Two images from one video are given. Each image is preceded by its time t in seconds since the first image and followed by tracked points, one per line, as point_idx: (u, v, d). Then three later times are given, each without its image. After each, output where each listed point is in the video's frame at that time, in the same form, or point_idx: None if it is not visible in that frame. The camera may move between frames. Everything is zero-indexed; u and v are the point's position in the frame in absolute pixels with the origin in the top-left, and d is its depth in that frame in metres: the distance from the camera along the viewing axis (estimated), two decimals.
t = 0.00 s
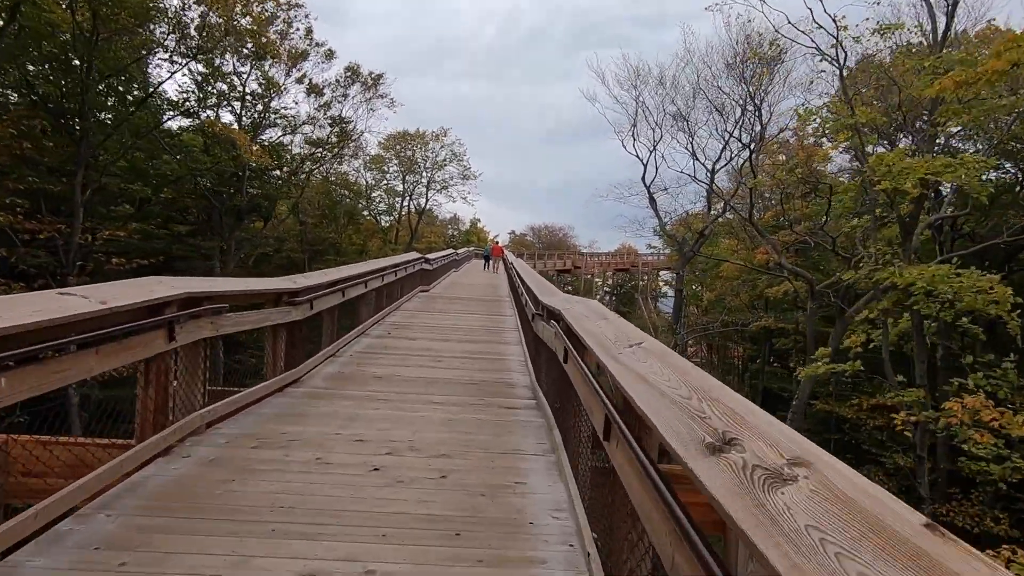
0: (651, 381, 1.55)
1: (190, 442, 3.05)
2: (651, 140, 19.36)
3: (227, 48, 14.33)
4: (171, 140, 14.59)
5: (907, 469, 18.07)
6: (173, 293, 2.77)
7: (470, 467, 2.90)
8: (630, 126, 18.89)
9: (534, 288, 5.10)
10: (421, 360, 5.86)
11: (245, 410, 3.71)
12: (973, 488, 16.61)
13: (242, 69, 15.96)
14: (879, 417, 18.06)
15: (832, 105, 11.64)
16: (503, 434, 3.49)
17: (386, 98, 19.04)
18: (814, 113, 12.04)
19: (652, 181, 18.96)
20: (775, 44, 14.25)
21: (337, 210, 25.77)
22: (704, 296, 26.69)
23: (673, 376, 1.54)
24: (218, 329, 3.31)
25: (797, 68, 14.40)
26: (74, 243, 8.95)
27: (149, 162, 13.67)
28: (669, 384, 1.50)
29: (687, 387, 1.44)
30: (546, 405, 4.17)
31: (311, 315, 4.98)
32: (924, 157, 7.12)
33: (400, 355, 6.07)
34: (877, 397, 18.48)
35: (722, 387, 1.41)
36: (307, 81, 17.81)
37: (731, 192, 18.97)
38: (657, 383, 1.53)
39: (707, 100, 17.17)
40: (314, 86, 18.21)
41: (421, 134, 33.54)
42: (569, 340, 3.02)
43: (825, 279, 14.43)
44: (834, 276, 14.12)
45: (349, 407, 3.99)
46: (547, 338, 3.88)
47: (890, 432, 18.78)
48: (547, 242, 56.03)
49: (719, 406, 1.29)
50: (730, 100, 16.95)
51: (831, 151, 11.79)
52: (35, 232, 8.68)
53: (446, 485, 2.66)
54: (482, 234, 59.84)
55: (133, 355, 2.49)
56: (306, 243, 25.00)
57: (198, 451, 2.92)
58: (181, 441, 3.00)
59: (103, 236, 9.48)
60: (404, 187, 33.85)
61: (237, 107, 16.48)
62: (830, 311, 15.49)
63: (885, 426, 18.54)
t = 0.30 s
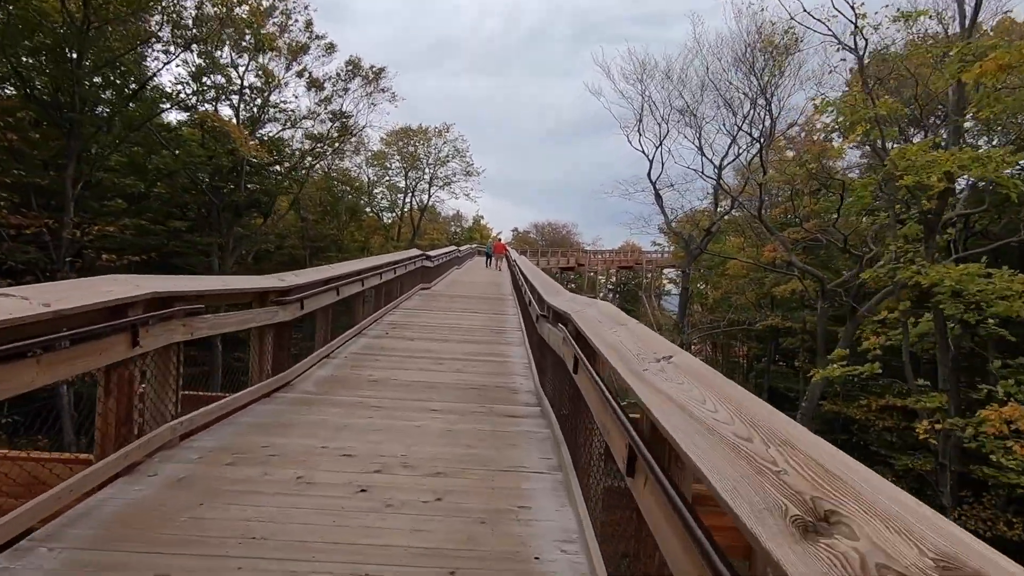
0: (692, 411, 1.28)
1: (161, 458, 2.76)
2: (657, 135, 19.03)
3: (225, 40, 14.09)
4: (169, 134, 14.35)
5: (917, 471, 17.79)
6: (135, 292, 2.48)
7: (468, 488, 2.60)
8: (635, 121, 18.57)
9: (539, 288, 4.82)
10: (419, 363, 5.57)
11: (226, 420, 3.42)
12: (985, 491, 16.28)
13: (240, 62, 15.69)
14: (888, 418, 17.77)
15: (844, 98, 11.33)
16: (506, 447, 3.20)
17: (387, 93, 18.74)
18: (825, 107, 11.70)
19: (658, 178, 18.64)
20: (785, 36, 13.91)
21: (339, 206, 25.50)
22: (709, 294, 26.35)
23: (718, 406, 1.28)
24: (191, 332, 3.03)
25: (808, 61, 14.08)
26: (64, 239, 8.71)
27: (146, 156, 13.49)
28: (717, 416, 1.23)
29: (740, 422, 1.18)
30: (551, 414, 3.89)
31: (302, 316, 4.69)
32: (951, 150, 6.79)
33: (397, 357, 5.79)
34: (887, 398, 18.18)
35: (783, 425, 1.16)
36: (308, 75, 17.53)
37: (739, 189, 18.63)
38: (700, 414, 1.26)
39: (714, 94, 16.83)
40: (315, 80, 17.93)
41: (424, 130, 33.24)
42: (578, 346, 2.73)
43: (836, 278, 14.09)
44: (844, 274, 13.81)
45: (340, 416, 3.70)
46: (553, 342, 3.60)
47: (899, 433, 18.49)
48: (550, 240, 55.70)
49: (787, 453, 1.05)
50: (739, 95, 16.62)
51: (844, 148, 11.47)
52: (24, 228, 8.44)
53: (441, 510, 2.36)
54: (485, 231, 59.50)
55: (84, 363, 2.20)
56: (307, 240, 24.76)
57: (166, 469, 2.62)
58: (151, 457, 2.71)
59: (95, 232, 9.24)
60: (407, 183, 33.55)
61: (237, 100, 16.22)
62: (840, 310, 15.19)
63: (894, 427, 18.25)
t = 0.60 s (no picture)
0: (781, 482, 0.93)
1: (118, 488, 2.42)
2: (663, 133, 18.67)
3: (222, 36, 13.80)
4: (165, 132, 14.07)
5: (929, 476, 17.41)
6: (82, 302, 2.14)
7: (469, 527, 2.25)
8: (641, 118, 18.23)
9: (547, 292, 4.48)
10: (418, 371, 5.22)
11: (201, 440, 3.09)
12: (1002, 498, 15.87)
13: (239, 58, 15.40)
14: (900, 422, 17.40)
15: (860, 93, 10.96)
16: (511, 475, 2.84)
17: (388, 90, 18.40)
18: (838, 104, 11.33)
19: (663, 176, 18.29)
20: (796, 31, 13.54)
21: (341, 205, 25.22)
22: (716, 295, 25.96)
23: (816, 472, 0.94)
24: (157, 344, 2.70)
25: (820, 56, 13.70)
26: (54, 240, 8.46)
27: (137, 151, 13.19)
28: (819, 493, 0.89)
29: (858, 504, 0.84)
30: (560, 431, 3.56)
31: (290, 322, 4.35)
32: (983, 144, 6.41)
33: (394, 364, 5.45)
34: (899, 401, 17.80)
35: (922, 513, 0.82)
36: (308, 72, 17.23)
37: (748, 188, 18.24)
38: (794, 488, 0.91)
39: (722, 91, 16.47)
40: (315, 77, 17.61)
41: (426, 129, 32.91)
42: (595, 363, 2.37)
43: (850, 280, 13.71)
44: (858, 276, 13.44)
45: (328, 434, 3.36)
46: (563, 354, 3.25)
47: (911, 437, 18.11)
48: (554, 239, 55.32)
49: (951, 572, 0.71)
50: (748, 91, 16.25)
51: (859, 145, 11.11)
52: (11, 228, 8.17)
53: (435, 559, 2.02)
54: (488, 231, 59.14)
55: (21, 383, 1.87)
56: (308, 240, 24.49)
57: (120, 504, 2.28)
58: (106, 487, 2.38)
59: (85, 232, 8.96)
60: (409, 182, 33.21)
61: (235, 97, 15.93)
62: (852, 312, 14.82)
63: (906, 431, 17.86)
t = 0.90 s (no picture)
0: None
1: (60, 518, 2.11)
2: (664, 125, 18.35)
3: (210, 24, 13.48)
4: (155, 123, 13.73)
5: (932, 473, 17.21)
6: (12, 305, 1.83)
7: (462, 565, 1.95)
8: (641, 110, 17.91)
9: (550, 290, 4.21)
10: (412, 372, 4.93)
11: (166, 456, 2.78)
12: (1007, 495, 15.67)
13: (230, 48, 15.06)
14: (904, 419, 17.18)
15: (867, 83, 10.66)
16: (510, 498, 2.54)
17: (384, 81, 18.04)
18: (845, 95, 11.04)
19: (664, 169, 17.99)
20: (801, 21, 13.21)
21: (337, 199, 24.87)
22: (717, 290, 25.69)
23: None
24: (111, 352, 2.37)
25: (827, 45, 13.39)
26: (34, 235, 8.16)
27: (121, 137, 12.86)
28: None
29: None
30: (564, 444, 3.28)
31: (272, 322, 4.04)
32: (1007, 133, 6.11)
33: (386, 365, 5.15)
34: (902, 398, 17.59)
35: None
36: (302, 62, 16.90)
37: (750, 181, 17.93)
38: None
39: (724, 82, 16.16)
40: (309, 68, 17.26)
41: (423, 122, 32.52)
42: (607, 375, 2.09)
43: (856, 275, 13.43)
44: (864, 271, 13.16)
45: (309, 448, 3.06)
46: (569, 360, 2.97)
47: (914, 434, 17.90)
48: (553, 234, 55.00)
49: None
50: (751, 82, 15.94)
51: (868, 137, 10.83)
52: None
53: None
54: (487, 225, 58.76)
55: None
56: (304, 234, 24.15)
57: (60, 538, 1.97)
58: (43, 519, 2.05)
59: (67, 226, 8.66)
60: (406, 176, 32.83)
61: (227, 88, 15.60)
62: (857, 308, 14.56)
63: (909, 428, 17.65)
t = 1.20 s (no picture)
0: None
1: None
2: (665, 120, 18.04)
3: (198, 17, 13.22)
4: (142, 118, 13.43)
5: (940, 473, 16.93)
6: None
7: None
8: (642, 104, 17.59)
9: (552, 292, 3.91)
10: (404, 380, 4.59)
11: (114, 486, 2.44)
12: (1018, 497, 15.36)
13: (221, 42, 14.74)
14: (911, 418, 16.89)
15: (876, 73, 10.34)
16: (508, 536, 2.20)
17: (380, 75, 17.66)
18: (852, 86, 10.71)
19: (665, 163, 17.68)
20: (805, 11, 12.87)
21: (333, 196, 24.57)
22: (719, 287, 25.37)
23: None
24: (36, 373, 1.99)
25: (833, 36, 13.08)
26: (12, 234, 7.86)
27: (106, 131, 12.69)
28: None
29: None
30: (570, 463, 2.97)
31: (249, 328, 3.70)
32: None
33: (377, 372, 4.81)
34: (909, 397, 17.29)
35: None
36: (296, 56, 16.56)
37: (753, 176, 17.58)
38: None
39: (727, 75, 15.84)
40: (302, 62, 16.91)
41: (421, 118, 32.13)
42: (615, 388, 1.81)
43: (864, 272, 13.10)
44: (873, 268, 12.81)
45: (283, 471, 2.72)
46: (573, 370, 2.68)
47: (922, 433, 17.60)
48: (551, 231, 54.73)
49: None
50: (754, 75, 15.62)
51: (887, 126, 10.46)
52: None
53: None
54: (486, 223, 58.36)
55: None
56: (300, 232, 23.80)
57: None
58: None
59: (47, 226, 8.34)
60: (404, 173, 32.46)
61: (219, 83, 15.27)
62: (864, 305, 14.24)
63: (916, 427, 17.34)
